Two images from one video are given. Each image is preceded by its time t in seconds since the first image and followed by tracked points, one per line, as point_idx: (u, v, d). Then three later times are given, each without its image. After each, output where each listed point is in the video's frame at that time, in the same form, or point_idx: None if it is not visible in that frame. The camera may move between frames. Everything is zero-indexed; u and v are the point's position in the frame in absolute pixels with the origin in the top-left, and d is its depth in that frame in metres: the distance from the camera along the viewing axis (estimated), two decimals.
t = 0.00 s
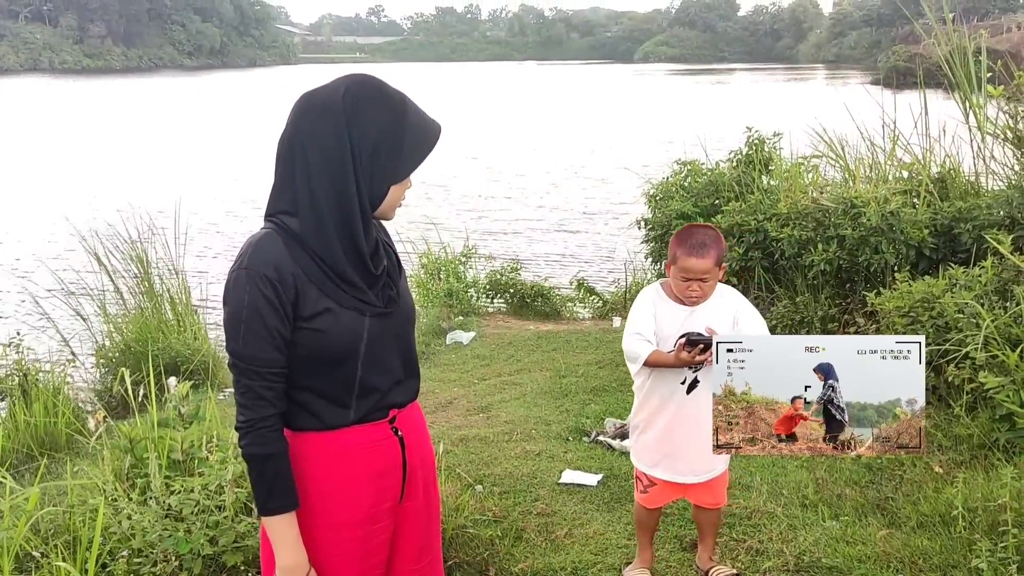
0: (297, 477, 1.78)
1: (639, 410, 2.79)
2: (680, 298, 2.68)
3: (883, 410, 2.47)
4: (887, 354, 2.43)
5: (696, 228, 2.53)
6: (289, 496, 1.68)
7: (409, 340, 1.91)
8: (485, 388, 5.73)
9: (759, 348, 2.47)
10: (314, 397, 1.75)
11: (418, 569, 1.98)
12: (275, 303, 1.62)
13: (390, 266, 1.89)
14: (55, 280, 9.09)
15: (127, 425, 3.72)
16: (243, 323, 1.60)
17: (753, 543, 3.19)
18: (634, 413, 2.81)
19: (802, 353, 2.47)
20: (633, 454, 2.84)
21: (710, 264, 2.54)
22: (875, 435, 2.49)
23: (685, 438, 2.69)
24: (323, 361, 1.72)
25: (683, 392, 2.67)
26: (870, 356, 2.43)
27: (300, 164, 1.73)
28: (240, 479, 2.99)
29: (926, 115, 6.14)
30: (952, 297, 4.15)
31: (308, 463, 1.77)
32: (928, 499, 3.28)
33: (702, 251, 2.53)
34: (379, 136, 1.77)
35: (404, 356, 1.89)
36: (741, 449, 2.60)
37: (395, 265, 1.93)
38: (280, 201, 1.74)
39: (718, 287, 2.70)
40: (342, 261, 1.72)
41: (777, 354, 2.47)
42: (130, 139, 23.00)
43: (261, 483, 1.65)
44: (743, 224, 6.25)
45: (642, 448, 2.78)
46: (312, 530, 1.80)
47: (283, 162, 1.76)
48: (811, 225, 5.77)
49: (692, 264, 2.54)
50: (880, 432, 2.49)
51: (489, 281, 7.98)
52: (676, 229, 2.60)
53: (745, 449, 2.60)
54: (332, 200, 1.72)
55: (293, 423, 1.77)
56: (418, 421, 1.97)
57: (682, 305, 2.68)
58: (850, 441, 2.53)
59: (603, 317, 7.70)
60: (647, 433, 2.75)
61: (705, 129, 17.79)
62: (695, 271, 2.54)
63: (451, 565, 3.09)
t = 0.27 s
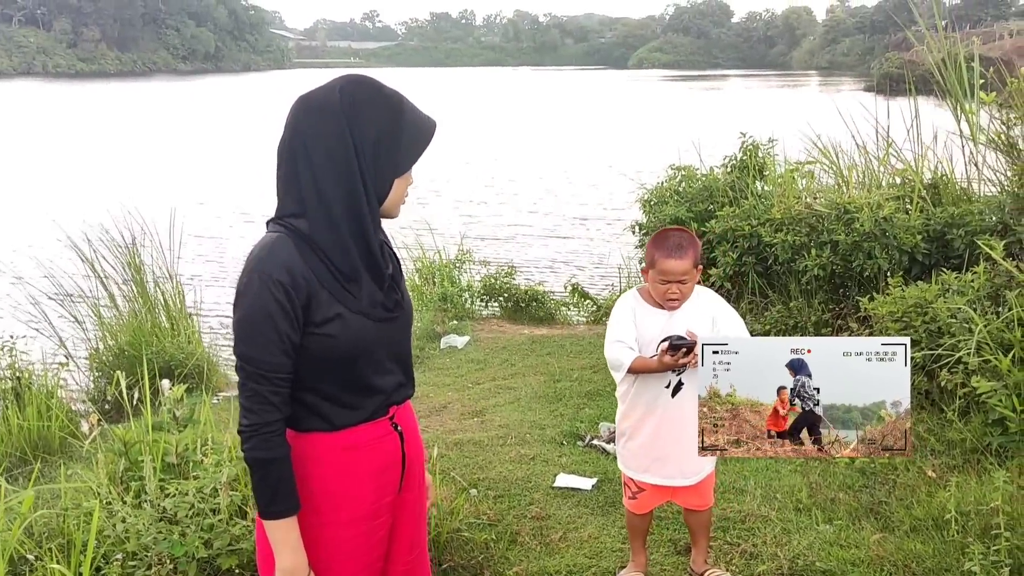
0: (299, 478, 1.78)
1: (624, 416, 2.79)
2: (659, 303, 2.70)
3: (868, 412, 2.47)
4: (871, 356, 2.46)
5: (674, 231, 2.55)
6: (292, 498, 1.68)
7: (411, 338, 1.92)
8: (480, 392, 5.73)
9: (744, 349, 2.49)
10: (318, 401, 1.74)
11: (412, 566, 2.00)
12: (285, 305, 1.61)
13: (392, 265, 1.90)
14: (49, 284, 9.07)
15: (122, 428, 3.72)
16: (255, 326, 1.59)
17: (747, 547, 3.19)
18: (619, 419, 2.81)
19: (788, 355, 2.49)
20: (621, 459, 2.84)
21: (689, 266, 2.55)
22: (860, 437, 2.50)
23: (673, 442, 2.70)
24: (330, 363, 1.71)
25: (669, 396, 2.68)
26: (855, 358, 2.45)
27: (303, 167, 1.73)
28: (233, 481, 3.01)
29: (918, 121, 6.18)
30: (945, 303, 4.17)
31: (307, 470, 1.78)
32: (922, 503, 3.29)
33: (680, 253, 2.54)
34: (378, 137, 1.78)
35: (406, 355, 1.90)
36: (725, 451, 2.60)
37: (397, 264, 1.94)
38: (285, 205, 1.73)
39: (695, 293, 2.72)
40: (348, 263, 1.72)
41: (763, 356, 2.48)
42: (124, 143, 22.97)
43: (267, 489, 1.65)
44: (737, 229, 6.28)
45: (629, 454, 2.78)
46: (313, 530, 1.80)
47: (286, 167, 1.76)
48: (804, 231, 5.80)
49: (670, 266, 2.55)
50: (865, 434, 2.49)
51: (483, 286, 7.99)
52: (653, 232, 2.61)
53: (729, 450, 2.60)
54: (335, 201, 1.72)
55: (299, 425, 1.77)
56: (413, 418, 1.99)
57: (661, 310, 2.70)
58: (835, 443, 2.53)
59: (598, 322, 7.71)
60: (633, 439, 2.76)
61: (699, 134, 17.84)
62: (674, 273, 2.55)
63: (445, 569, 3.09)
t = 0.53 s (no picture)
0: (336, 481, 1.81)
1: (615, 419, 2.80)
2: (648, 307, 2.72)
3: (853, 414, 2.49)
4: (858, 358, 2.47)
5: (664, 235, 2.57)
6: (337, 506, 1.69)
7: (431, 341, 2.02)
8: (469, 395, 5.74)
9: (729, 351, 2.52)
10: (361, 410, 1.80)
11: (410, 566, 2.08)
12: (364, 325, 1.64)
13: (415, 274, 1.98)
14: (35, 288, 9.02)
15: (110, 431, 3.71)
16: (338, 347, 1.60)
17: (736, 548, 3.21)
18: (610, 422, 2.82)
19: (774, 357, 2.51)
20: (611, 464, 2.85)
21: (678, 270, 2.57)
22: (846, 439, 2.52)
23: (665, 445, 2.72)
24: (380, 373, 1.77)
25: (661, 398, 2.71)
26: (841, 360, 2.47)
27: (348, 186, 1.78)
28: (223, 483, 3.04)
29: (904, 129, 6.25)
30: (931, 306, 4.22)
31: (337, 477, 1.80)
32: (908, 505, 3.32)
33: (670, 257, 2.56)
34: (411, 153, 1.85)
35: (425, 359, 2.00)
36: (711, 452, 2.62)
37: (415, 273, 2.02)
38: (331, 226, 1.75)
39: (683, 294, 2.75)
40: (396, 280, 1.78)
41: (749, 358, 2.51)
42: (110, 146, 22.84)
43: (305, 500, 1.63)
44: (726, 234, 6.32)
45: (622, 457, 2.79)
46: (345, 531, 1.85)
47: (326, 187, 1.79)
48: (792, 235, 5.85)
49: (660, 270, 2.57)
50: (851, 437, 2.52)
51: (473, 290, 8.00)
52: (644, 237, 2.63)
53: (714, 451, 2.62)
54: (381, 220, 1.79)
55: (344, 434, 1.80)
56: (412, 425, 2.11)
57: (650, 314, 2.72)
58: (820, 445, 2.55)
59: (587, 326, 7.73)
60: (624, 443, 2.77)
61: (687, 140, 17.92)
62: (663, 277, 2.57)
63: (436, 571, 3.11)
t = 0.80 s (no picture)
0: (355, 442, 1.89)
1: (601, 419, 2.84)
2: (634, 309, 2.76)
3: (832, 422, 2.54)
4: (836, 366, 2.49)
5: (653, 239, 2.60)
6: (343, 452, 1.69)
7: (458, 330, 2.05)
8: (451, 399, 5.75)
9: (707, 360, 2.55)
10: (381, 380, 1.84)
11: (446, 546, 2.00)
12: (397, 292, 1.68)
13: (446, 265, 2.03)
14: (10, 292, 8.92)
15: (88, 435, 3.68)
16: (367, 308, 1.63)
17: (715, 547, 3.25)
18: (596, 422, 2.87)
19: (752, 365, 2.53)
20: (597, 463, 2.90)
21: (665, 273, 2.60)
22: (824, 446, 2.57)
23: (647, 446, 2.75)
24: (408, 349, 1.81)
25: (645, 401, 2.73)
26: (819, 367, 2.49)
27: (388, 169, 1.84)
28: (203, 486, 3.05)
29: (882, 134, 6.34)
30: (906, 309, 4.29)
31: (348, 443, 1.80)
32: (884, 504, 3.37)
33: (658, 260, 2.59)
34: (451, 149, 1.93)
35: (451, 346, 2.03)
36: (691, 460, 2.66)
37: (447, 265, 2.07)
38: (371, 206, 1.81)
39: (671, 298, 2.80)
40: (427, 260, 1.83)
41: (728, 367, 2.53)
42: (88, 149, 22.63)
43: (323, 446, 1.63)
44: (705, 238, 6.38)
45: (607, 457, 2.83)
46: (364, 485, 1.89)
47: (370, 172, 1.86)
48: (770, 239, 5.91)
49: (647, 273, 2.60)
50: (830, 444, 2.57)
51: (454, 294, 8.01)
52: (633, 239, 2.66)
53: (693, 460, 2.66)
54: (417, 204, 1.85)
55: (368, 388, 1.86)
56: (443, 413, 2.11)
57: (637, 317, 2.76)
58: (798, 453, 2.59)
59: (568, 330, 7.77)
60: (610, 442, 2.82)
61: (667, 145, 18.03)
62: (650, 280, 2.60)
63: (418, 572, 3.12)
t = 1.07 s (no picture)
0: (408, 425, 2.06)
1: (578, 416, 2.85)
2: (617, 308, 2.78)
3: (815, 425, 2.63)
4: (816, 370, 2.60)
5: (639, 238, 2.67)
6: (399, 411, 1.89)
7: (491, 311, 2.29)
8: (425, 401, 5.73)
9: (688, 363, 2.62)
10: (438, 360, 2.08)
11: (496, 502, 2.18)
12: (458, 273, 1.97)
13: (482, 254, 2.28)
14: None
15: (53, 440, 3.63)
16: (434, 299, 1.90)
17: (686, 545, 3.28)
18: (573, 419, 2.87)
19: (733, 368, 2.62)
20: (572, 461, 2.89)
21: (649, 271, 2.65)
22: (807, 450, 2.65)
23: (626, 442, 2.76)
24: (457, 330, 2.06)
25: (624, 399, 2.76)
26: (800, 371, 2.60)
27: (427, 175, 2.13)
28: (170, 489, 3.03)
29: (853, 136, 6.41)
30: (874, 308, 4.35)
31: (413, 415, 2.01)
32: (852, 501, 3.42)
33: (642, 259, 2.65)
34: (480, 152, 2.19)
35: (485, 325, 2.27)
36: (673, 464, 2.69)
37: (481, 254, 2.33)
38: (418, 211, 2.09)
39: (654, 297, 2.82)
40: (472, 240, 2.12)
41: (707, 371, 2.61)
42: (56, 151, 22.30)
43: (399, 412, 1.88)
44: (678, 240, 6.41)
45: (582, 455, 2.83)
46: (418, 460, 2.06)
47: (415, 180, 2.14)
48: (741, 240, 5.96)
49: (631, 270, 2.66)
50: (812, 447, 2.65)
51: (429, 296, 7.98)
52: (619, 238, 2.72)
53: (675, 464, 2.69)
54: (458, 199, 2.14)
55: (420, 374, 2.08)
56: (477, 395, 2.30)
57: (620, 316, 2.78)
58: (781, 456, 2.68)
59: (542, 331, 7.78)
60: (587, 439, 2.82)
61: (641, 148, 18.14)
62: (633, 277, 2.65)
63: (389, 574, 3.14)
